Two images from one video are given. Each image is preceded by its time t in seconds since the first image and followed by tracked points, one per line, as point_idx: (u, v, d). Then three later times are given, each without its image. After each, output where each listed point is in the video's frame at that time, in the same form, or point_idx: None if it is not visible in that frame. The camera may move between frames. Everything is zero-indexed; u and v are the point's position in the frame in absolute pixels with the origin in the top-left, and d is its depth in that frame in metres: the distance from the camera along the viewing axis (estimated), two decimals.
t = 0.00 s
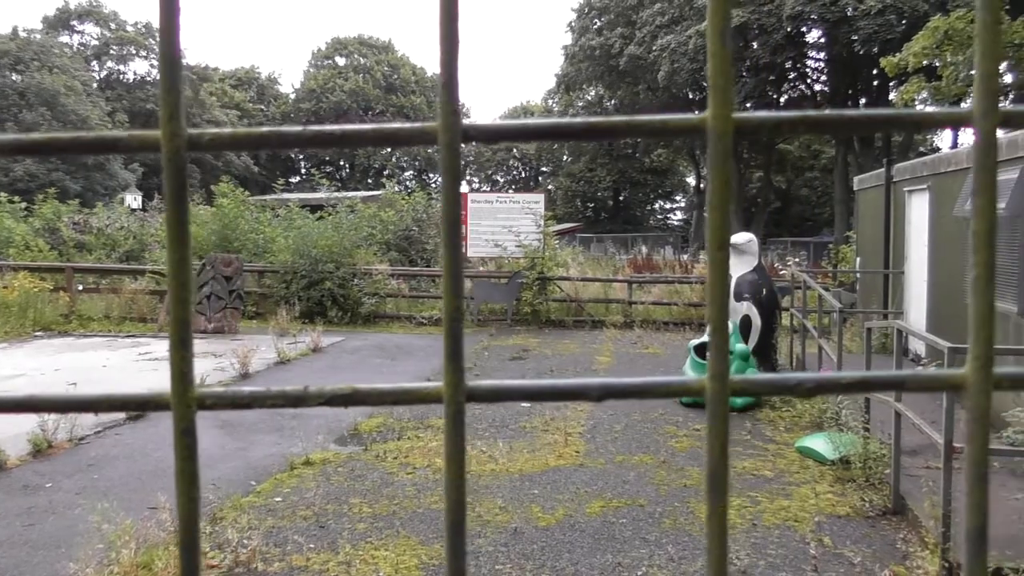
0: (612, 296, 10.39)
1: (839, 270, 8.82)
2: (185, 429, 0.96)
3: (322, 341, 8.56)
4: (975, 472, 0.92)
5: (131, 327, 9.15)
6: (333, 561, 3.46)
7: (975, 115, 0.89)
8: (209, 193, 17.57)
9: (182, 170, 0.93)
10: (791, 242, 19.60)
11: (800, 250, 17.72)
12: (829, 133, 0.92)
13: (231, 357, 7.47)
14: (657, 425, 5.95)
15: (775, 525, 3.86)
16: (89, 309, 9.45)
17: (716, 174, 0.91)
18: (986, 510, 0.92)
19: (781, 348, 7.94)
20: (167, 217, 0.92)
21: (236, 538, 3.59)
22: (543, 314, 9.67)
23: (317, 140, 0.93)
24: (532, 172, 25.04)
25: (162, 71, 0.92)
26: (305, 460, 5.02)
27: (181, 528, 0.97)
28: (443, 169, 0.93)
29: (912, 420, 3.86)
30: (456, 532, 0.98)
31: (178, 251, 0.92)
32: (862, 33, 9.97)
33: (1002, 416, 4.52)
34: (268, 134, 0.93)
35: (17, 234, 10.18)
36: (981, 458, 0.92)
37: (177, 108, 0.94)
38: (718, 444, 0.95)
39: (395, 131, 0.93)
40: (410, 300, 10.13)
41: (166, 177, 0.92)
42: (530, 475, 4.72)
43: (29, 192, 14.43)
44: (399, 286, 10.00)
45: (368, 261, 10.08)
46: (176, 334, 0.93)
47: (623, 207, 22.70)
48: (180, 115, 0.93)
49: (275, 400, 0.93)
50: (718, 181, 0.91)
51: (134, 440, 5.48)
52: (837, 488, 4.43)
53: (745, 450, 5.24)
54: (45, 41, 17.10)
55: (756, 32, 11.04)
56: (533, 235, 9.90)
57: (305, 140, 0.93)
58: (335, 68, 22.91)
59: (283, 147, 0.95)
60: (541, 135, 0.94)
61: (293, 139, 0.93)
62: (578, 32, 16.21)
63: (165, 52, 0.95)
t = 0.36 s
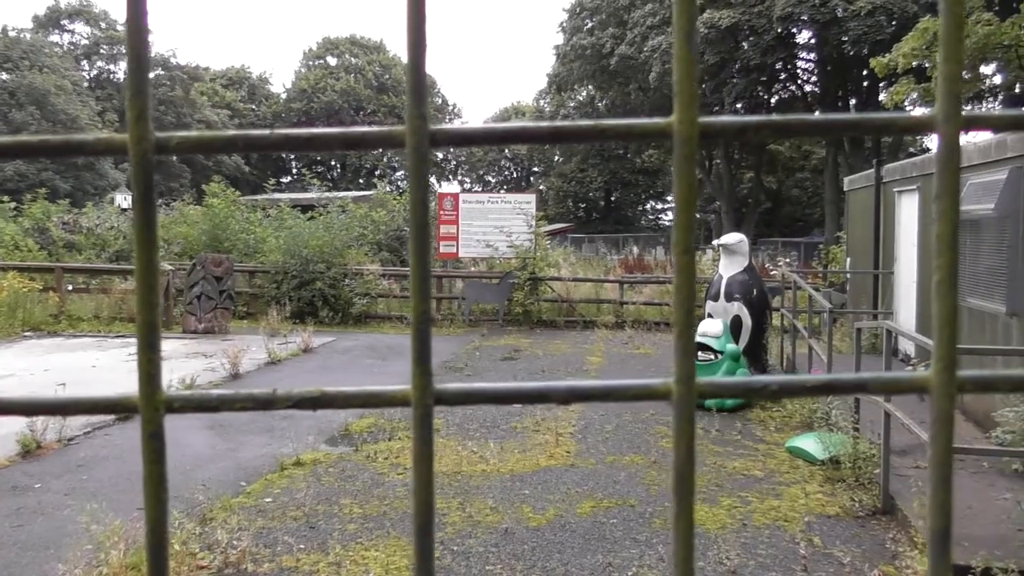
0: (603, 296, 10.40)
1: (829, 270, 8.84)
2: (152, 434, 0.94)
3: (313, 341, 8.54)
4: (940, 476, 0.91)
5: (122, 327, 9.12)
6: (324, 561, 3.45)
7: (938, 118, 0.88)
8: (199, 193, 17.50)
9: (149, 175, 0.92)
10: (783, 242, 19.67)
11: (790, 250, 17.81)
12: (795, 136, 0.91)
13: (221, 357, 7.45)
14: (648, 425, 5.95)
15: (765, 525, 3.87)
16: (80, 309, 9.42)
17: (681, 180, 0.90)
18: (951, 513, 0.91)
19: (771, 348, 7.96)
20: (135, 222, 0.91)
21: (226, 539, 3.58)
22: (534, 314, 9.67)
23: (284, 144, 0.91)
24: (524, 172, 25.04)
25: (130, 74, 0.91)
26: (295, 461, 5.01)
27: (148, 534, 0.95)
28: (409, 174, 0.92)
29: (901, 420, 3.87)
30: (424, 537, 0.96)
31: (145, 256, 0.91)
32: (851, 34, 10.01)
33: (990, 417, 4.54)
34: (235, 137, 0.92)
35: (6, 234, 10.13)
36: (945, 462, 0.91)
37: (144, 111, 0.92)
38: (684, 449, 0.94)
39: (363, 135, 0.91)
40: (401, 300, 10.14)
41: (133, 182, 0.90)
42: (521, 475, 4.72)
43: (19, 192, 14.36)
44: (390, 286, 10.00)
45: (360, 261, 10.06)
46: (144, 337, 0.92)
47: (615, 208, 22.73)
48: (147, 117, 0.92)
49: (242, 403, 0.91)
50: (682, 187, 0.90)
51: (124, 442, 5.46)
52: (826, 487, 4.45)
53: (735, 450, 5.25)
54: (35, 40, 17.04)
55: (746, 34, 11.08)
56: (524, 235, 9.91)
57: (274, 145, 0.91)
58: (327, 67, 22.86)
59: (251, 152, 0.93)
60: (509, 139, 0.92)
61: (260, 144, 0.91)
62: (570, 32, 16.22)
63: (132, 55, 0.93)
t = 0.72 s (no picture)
0: (597, 296, 10.41)
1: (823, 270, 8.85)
2: (130, 433, 0.93)
3: (307, 341, 8.53)
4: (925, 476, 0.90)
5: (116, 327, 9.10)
6: (318, 561, 3.45)
7: (921, 115, 0.88)
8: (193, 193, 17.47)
9: (128, 172, 0.91)
10: (778, 243, 19.72)
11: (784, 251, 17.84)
12: (779, 134, 0.91)
13: (215, 357, 7.43)
14: (642, 425, 5.96)
15: (758, 525, 3.87)
16: (73, 309, 9.40)
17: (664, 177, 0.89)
18: (934, 512, 0.90)
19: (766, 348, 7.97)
20: (113, 219, 0.91)
21: (220, 539, 3.57)
22: (529, 314, 9.67)
23: (263, 140, 0.90)
24: (519, 172, 25.05)
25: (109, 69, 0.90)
26: (289, 461, 5.00)
27: (127, 534, 0.94)
28: (391, 171, 0.91)
29: (894, 420, 3.87)
30: (405, 537, 0.96)
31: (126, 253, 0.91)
32: (845, 34, 10.04)
33: (983, 417, 4.55)
34: (214, 135, 0.91)
35: None
36: (930, 461, 0.90)
37: (123, 107, 0.92)
38: (667, 448, 0.93)
39: (343, 131, 0.91)
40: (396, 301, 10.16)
41: (112, 178, 0.90)
42: (515, 475, 4.72)
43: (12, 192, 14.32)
44: (385, 286, 9.99)
45: (354, 261, 10.05)
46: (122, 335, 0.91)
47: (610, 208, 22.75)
48: (126, 113, 0.91)
49: (222, 402, 0.91)
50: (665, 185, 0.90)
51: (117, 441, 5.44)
52: (820, 487, 4.45)
53: (729, 450, 5.25)
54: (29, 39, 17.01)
55: (741, 34, 11.10)
56: (519, 235, 9.91)
57: (254, 141, 0.91)
58: (322, 67, 22.84)
59: (230, 149, 0.92)
60: (490, 137, 0.92)
61: (239, 140, 0.90)
62: (565, 32, 16.23)
63: (110, 51, 0.92)
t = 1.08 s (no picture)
0: (592, 295, 10.41)
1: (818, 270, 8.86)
2: (102, 437, 0.93)
3: (301, 340, 8.52)
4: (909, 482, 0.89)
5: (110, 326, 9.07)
6: (311, 561, 3.44)
7: (906, 115, 0.87)
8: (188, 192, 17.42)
9: (99, 173, 0.90)
10: (773, 242, 19.75)
11: (778, 250, 17.87)
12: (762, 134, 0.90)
13: (209, 356, 7.41)
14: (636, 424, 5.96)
15: (752, 524, 3.88)
16: (66, 307, 9.38)
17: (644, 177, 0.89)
18: (918, 518, 0.90)
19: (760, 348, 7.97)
20: (83, 219, 0.90)
21: (213, 538, 3.56)
22: (524, 313, 9.66)
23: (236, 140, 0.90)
24: (515, 171, 25.06)
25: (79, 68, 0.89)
26: (283, 460, 4.99)
27: (99, 538, 0.94)
28: (366, 172, 0.90)
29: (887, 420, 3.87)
30: (381, 541, 0.95)
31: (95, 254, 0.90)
32: (840, 34, 10.06)
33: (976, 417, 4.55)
34: (187, 134, 0.90)
35: None
36: (913, 466, 0.90)
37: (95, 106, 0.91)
38: (647, 452, 0.92)
39: (318, 132, 0.90)
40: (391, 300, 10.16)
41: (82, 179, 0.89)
42: (510, 474, 4.72)
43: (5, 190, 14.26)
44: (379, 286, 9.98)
45: (349, 260, 10.03)
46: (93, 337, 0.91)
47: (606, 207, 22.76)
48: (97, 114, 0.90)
49: (196, 406, 0.91)
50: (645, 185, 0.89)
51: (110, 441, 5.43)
52: (813, 486, 4.46)
53: (723, 449, 5.26)
54: (23, 38, 16.96)
55: (736, 34, 11.11)
56: (514, 234, 9.90)
57: (227, 140, 0.90)
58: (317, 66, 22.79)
59: (202, 148, 0.92)
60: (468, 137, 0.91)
61: (212, 140, 0.90)
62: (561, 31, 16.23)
63: (82, 48, 0.91)
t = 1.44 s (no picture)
0: (589, 295, 10.41)
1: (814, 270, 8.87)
2: (89, 448, 0.92)
3: (298, 340, 8.51)
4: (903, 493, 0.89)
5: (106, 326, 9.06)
6: (308, 561, 3.44)
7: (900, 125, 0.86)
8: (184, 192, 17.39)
9: (86, 182, 0.90)
10: (770, 243, 19.79)
11: (775, 251, 17.89)
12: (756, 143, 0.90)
13: (206, 356, 7.40)
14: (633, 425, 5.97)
15: (748, 524, 3.88)
16: (62, 307, 9.37)
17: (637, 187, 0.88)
18: (913, 528, 0.89)
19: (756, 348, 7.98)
20: (70, 227, 0.89)
21: (209, 539, 3.56)
22: (520, 314, 9.66)
23: (224, 150, 0.90)
24: (512, 172, 25.06)
25: (66, 76, 0.89)
26: (279, 460, 4.99)
27: (86, 551, 0.93)
28: (356, 181, 0.90)
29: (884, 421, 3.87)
30: (372, 553, 0.95)
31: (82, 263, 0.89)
32: (836, 34, 10.08)
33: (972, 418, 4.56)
34: (176, 143, 0.90)
35: None
36: (906, 476, 0.90)
37: (83, 115, 0.91)
38: (640, 464, 0.92)
39: (308, 141, 0.90)
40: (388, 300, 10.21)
41: (69, 187, 0.89)
42: (506, 474, 4.72)
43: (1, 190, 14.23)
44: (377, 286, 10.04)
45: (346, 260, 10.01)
46: (81, 348, 0.90)
47: (602, 207, 22.77)
48: (84, 122, 0.90)
49: (184, 417, 0.90)
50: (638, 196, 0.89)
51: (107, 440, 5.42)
52: (810, 487, 4.46)
53: (719, 450, 5.26)
54: (19, 37, 16.92)
55: (732, 35, 11.13)
56: (510, 235, 9.89)
57: (216, 150, 0.90)
58: (313, 66, 22.78)
59: (191, 158, 0.91)
60: (458, 147, 0.91)
61: (201, 150, 0.89)
62: (557, 31, 16.23)
63: (70, 57, 0.91)
